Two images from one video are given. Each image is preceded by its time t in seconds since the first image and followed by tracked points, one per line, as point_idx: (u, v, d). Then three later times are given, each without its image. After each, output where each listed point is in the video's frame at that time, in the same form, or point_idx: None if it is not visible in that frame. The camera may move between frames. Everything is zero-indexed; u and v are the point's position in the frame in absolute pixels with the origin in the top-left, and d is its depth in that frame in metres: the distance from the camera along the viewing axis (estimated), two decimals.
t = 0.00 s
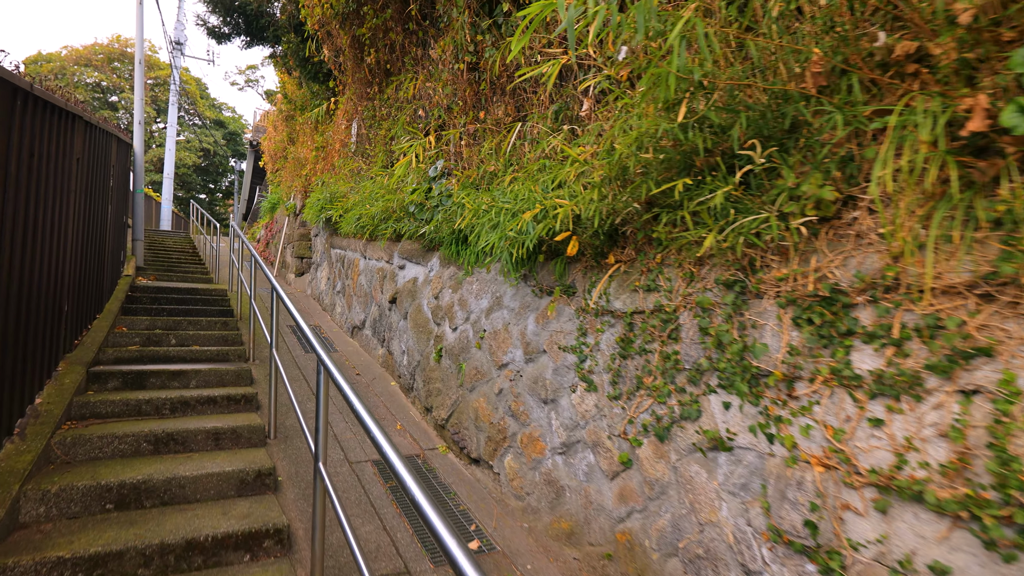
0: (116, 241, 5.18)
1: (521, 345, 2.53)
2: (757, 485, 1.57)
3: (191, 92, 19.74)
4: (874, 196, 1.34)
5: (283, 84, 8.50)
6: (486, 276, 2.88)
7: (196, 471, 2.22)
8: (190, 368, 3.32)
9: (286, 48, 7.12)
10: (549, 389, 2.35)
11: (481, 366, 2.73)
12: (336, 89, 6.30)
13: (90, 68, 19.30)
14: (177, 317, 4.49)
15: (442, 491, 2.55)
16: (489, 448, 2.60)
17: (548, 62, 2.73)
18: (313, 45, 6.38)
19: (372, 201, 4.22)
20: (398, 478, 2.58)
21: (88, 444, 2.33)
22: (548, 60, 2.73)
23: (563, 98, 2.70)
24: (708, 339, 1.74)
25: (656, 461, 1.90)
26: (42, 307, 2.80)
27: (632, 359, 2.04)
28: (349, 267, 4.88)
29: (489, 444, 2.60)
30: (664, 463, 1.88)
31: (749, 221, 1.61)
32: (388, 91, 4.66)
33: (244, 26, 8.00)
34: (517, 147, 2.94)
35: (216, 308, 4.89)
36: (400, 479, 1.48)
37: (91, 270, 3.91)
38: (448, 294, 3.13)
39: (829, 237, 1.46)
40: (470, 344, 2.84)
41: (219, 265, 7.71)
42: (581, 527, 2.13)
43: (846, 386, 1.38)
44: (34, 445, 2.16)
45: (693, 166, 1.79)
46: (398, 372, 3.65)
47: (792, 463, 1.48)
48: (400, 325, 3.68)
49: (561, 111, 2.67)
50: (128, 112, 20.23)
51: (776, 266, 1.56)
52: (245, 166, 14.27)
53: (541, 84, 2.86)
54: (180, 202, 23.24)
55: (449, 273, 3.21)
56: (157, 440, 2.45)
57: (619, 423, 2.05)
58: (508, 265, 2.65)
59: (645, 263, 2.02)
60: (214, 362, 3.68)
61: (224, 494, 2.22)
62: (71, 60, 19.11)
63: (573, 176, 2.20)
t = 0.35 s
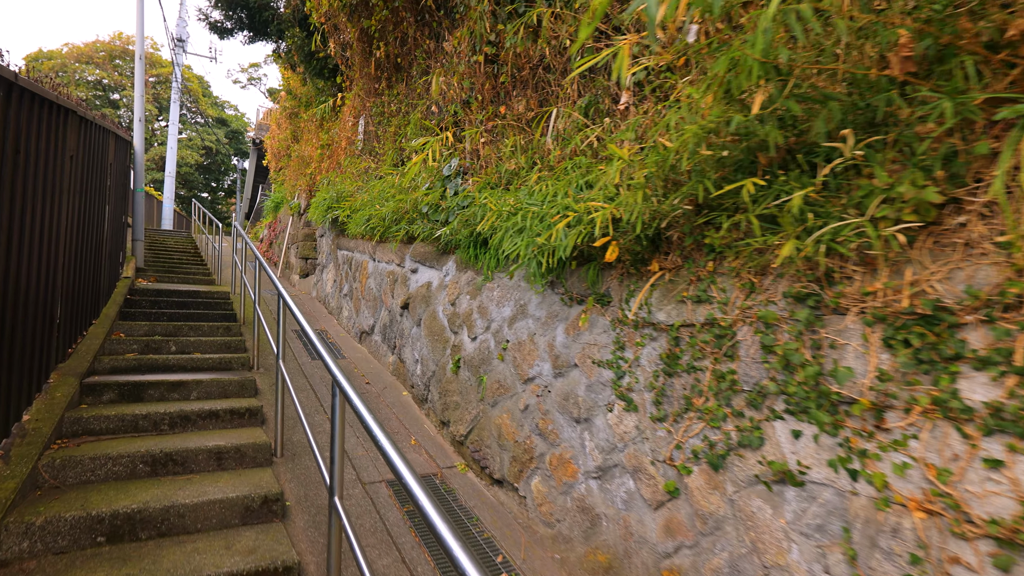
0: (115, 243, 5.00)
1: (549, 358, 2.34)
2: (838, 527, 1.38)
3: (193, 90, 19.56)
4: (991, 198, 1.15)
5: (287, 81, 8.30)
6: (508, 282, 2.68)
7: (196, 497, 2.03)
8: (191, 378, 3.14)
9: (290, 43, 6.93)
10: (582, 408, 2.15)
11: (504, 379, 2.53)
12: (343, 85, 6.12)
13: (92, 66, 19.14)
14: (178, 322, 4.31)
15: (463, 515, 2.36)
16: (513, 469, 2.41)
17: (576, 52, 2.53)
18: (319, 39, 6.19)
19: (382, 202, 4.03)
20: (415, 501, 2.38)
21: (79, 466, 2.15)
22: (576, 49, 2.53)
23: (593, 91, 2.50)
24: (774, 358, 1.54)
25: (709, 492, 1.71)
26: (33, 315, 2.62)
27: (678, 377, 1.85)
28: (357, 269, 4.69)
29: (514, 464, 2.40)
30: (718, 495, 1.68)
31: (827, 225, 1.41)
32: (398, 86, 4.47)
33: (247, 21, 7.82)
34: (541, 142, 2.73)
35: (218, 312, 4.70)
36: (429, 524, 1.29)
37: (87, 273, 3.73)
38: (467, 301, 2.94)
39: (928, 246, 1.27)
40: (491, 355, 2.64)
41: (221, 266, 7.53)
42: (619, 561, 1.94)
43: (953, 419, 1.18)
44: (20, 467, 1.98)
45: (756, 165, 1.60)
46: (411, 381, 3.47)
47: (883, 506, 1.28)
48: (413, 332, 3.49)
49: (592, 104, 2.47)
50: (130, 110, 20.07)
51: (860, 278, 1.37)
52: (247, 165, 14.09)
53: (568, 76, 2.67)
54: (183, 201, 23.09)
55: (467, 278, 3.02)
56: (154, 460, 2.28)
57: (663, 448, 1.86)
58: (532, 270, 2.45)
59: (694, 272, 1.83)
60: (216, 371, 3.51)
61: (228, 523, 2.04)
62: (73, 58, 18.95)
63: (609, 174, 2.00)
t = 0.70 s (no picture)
0: (115, 246, 4.84)
1: (584, 377, 2.17)
2: None
3: (196, 90, 19.44)
4: None
5: (293, 81, 8.13)
6: (535, 293, 2.50)
7: (203, 532, 1.89)
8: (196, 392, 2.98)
9: (296, 42, 6.78)
10: (624, 432, 1.98)
11: (533, 398, 2.36)
12: (351, 84, 5.96)
13: (93, 66, 19.01)
14: (181, 331, 4.15)
15: (491, 546, 2.19)
16: (545, 495, 2.24)
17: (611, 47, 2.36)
18: (327, 37, 6.03)
19: (395, 206, 3.86)
20: (439, 531, 2.21)
21: (75, 495, 2.00)
22: (610, 45, 2.36)
23: (630, 89, 2.33)
24: (855, 388, 1.37)
25: (775, 533, 1.54)
26: (28, 329, 2.45)
27: (736, 403, 1.68)
28: (367, 275, 4.52)
29: (546, 490, 2.23)
30: (787, 537, 1.51)
31: (927, 239, 1.23)
32: (411, 85, 4.30)
33: (252, 21, 7.68)
34: (573, 145, 2.57)
35: (222, 319, 4.54)
36: None
37: (86, 281, 3.57)
38: (489, 312, 2.77)
39: None
40: (518, 372, 2.47)
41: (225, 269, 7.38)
42: None
43: None
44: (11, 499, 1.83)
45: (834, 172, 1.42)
46: (427, 395, 3.29)
47: (1001, 565, 1.11)
48: (429, 343, 3.31)
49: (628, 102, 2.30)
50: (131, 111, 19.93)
51: (966, 299, 1.20)
52: (250, 166, 13.92)
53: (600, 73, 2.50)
54: (185, 202, 22.97)
55: (488, 287, 2.85)
56: (156, 488, 2.13)
57: (719, 480, 1.69)
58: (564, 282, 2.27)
59: (753, 287, 1.65)
60: (222, 383, 3.35)
61: (238, 560, 1.89)
62: (75, 57, 18.80)
63: (656, 179, 1.83)
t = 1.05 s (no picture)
0: (111, 252, 4.66)
1: (621, 398, 1.99)
2: None
3: (195, 91, 19.29)
4: None
5: (295, 81, 7.96)
6: (562, 304, 2.33)
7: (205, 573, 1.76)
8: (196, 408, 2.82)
9: (299, 41, 6.61)
10: (668, 460, 1.81)
11: (562, 419, 2.18)
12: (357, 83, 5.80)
13: (92, 68, 18.84)
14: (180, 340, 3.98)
15: None
16: (576, 525, 2.06)
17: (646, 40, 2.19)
18: (331, 36, 5.87)
19: (405, 210, 3.69)
20: (461, 565, 2.03)
21: (63, 530, 1.87)
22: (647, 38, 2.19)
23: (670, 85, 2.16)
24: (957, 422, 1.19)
25: None
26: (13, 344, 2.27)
27: (802, 433, 1.50)
28: (374, 281, 4.34)
29: (577, 520, 2.05)
30: None
31: None
32: (422, 84, 4.13)
33: (253, 20, 7.51)
34: (603, 147, 2.41)
35: (224, 328, 4.36)
36: None
37: (79, 289, 3.39)
38: (510, 324, 2.59)
39: None
40: (545, 390, 2.29)
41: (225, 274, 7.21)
42: None
43: None
44: None
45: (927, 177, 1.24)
46: (442, 410, 3.11)
47: None
48: (443, 355, 3.13)
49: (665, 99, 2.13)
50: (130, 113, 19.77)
51: None
52: (251, 167, 13.75)
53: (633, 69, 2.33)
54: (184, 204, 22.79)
55: (509, 298, 2.67)
56: (152, 521, 1.99)
57: (783, 519, 1.51)
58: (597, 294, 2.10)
59: (823, 304, 1.48)
60: (222, 398, 3.18)
61: None
62: (73, 59, 18.63)
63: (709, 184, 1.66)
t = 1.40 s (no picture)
0: (106, 256, 4.47)
1: (661, 423, 1.80)
2: None
3: (195, 92, 19.13)
4: None
5: (297, 80, 7.79)
6: (592, 317, 2.13)
7: None
8: (193, 426, 2.63)
9: (301, 39, 6.44)
10: (718, 494, 1.61)
11: (593, 444, 1.99)
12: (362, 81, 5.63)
13: (91, 68, 18.66)
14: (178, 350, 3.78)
15: None
16: (611, 562, 1.86)
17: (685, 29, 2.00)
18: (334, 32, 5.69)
19: (415, 212, 3.51)
20: None
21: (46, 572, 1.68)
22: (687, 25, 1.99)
23: (713, 78, 1.98)
24: None
25: None
26: None
27: (885, 472, 1.30)
28: (381, 287, 4.16)
29: (612, 557, 1.86)
30: None
31: None
32: (431, 81, 3.95)
33: (254, 17, 7.35)
34: (635, 145, 2.22)
35: (223, 336, 4.18)
36: None
37: (70, 296, 3.20)
38: (532, 337, 2.40)
39: None
40: (572, 410, 2.10)
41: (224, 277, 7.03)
42: None
43: None
44: None
45: None
46: (455, 426, 2.92)
47: None
48: (456, 368, 2.94)
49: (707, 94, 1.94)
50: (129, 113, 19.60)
51: None
52: (252, 168, 13.58)
53: (668, 62, 2.14)
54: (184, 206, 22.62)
55: (529, 308, 2.48)
56: (144, 559, 1.81)
57: (862, 571, 1.31)
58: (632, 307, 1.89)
59: (911, 324, 1.28)
60: (221, 413, 2.99)
61: None
62: (72, 59, 18.45)
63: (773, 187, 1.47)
